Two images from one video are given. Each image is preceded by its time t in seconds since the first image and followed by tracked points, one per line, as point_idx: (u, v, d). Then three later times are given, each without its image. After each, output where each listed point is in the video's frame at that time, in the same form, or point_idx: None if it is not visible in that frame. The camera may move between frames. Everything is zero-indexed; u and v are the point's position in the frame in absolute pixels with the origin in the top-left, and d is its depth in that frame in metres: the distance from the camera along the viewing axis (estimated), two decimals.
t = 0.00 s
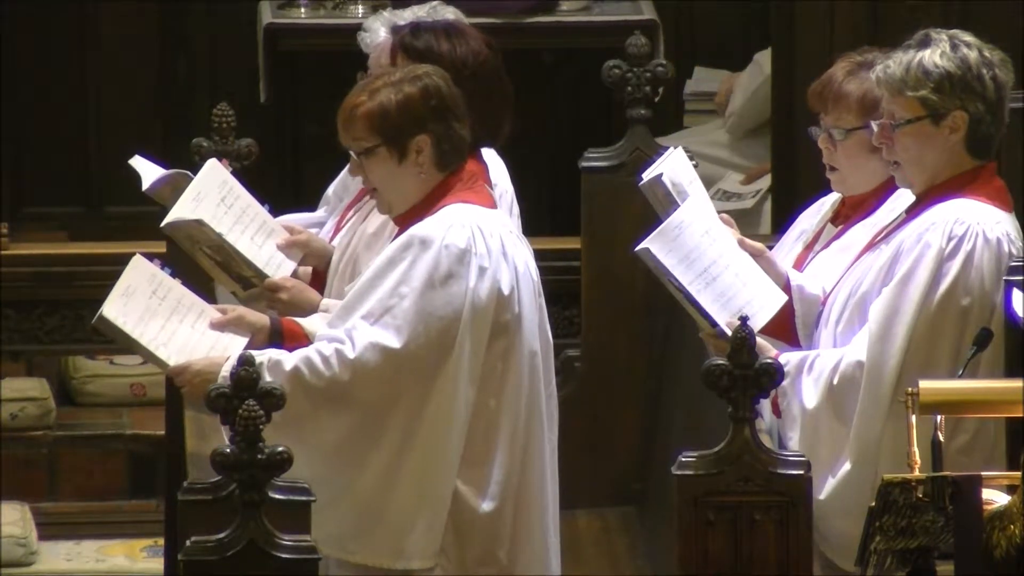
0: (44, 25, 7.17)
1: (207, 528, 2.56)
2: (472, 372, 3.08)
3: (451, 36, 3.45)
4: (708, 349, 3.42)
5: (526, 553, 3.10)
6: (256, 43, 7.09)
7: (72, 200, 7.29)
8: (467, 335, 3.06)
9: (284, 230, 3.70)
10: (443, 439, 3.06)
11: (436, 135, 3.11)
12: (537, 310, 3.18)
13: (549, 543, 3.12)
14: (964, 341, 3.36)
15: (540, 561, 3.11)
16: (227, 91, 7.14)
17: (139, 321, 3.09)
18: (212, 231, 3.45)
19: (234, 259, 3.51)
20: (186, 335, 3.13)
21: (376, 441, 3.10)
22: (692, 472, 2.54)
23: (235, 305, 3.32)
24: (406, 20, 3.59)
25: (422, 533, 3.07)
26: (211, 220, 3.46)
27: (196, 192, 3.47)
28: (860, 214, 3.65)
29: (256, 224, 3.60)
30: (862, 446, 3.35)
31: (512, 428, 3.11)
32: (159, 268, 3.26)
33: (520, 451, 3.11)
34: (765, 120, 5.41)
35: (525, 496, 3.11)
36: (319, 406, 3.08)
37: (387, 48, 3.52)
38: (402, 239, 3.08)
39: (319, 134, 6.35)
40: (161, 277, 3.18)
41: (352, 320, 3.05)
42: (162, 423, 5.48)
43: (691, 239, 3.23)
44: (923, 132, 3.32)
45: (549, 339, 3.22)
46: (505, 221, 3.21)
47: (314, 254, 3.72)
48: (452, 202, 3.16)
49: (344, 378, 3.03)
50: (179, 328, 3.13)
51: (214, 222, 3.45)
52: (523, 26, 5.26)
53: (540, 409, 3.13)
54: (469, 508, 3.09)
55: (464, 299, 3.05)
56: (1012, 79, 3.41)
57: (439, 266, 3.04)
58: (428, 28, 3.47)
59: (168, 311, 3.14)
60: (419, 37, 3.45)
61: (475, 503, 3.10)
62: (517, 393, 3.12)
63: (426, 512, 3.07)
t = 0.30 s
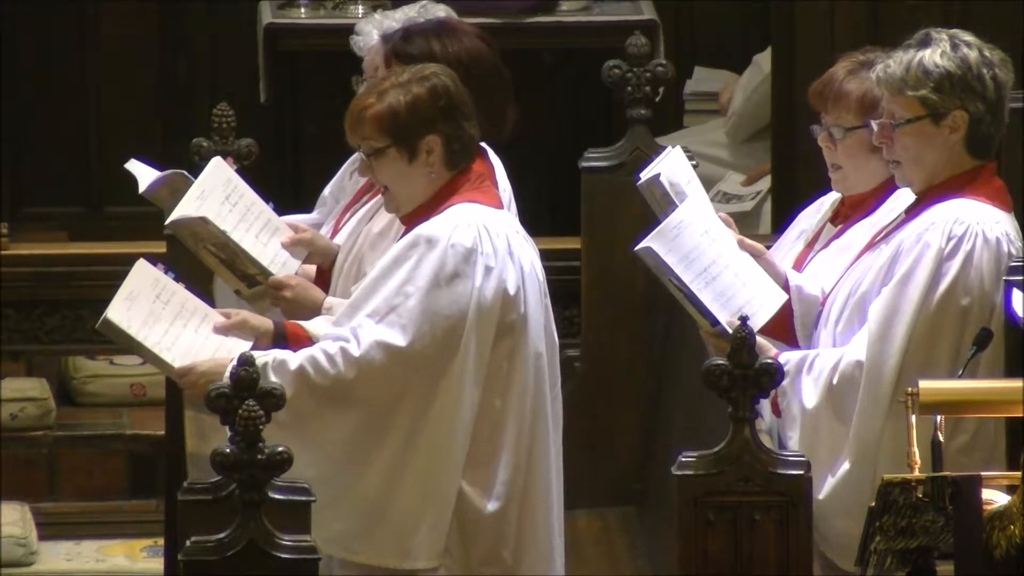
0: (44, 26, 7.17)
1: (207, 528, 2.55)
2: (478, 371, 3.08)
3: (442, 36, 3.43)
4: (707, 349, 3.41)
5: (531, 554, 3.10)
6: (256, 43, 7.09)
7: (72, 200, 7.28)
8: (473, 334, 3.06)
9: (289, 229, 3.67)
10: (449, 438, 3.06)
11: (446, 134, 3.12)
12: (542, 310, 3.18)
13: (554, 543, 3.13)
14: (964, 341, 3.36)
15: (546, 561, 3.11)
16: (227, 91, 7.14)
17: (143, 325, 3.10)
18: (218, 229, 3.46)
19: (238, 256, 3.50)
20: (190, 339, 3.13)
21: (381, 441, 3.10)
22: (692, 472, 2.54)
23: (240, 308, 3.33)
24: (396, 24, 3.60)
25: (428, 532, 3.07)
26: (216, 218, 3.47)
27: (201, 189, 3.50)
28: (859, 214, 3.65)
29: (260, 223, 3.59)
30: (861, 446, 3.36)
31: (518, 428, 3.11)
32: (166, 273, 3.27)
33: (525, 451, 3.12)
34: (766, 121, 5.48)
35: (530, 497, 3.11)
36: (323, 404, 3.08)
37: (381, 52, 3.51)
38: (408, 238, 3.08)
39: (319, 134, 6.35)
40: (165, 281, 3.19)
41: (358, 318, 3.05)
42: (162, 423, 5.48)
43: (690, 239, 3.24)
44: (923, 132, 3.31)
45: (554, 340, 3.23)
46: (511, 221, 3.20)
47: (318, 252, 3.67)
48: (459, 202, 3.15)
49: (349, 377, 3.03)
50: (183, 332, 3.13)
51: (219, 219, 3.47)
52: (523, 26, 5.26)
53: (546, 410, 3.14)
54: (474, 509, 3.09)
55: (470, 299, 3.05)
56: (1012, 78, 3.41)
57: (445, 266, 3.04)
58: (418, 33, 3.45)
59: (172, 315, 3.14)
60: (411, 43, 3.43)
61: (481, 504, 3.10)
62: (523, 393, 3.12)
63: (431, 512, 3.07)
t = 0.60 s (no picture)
0: (44, 25, 7.17)
1: (204, 527, 2.52)
2: (481, 371, 3.08)
3: (432, 37, 3.43)
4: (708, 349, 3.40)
5: (531, 554, 3.10)
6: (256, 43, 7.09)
7: (73, 200, 7.28)
8: (476, 334, 3.06)
9: (293, 227, 3.67)
10: (451, 438, 3.06)
11: (455, 129, 3.12)
12: (545, 311, 3.19)
13: (555, 544, 3.13)
14: (963, 341, 3.35)
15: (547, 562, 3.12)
16: (228, 90, 7.14)
17: (149, 315, 3.08)
18: (220, 226, 3.47)
19: (241, 255, 3.52)
20: (194, 331, 3.12)
21: (382, 439, 3.10)
22: (692, 472, 2.54)
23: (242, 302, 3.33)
24: (396, 25, 3.60)
25: (428, 530, 3.07)
26: (220, 216, 3.48)
27: (203, 187, 3.50)
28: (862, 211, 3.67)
29: (264, 221, 3.60)
30: (862, 446, 3.35)
31: (521, 428, 3.11)
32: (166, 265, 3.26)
33: (527, 451, 3.12)
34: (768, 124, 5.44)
35: (531, 497, 3.12)
36: (326, 400, 3.06)
37: (376, 60, 3.51)
38: (413, 235, 3.08)
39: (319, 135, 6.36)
40: (168, 274, 3.17)
41: (361, 314, 3.04)
42: (162, 423, 5.49)
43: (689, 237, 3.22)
44: (925, 132, 3.32)
45: (557, 340, 3.23)
46: (515, 221, 3.21)
47: (321, 250, 3.64)
48: (463, 202, 3.16)
49: (352, 372, 3.02)
50: (186, 324, 3.12)
51: (221, 217, 3.47)
52: (523, 26, 5.27)
53: (548, 411, 3.14)
54: (475, 509, 3.09)
55: (475, 298, 3.05)
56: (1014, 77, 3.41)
57: (451, 264, 3.04)
58: (409, 38, 3.44)
59: (175, 306, 3.13)
60: (403, 49, 3.43)
61: (482, 503, 3.09)
62: (526, 394, 3.12)
63: (432, 510, 3.07)
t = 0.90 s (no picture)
0: (44, 25, 7.17)
1: (204, 528, 2.51)
2: (482, 371, 3.08)
3: (437, 39, 3.44)
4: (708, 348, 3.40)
5: (531, 553, 3.11)
6: (256, 43, 7.08)
7: (72, 200, 7.28)
8: (477, 334, 3.06)
9: (286, 211, 3.68)
10: (451, 437, 3.06)
11: (455, 130, 3.12)
12: (546, 310, 3.19)
13: (554, 544, 3.13)
14: (964, 341, 3.35)
15: (547, 562, 3.12)
16: (227, 90, 7.14)
17: (148, 314, 3.08)
18: (211, 208, 3.45)
19: (232, 237, 3.48)
20: (193, 329, 3.12)
21: (383, 439, 3.10)
22: (692, 472, 2.54)
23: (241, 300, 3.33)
24: (400, 24, 3.56)
25: (428, 530, 3.07)
26: (211, 198, 3.46)
27: (198, 168, 3.48)
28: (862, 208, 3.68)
29: (258, 203, 3.58)
30: (863, 444, 3.35)
31: (521, 429, 3.11)
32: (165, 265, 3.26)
33: (527, 451, 3.12)
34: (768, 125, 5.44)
35: (531, 497, 3.12)
36: (327, 400, 3.06)
37: (378, 60, 3.52)
38: (414, 235, 3.08)
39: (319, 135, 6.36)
40: (167, 272, 3.18)
41: (362, 314, 3.04)
42: (162, 423, 5.48)
43: (692, 236, 3.22)
44: (933, 130, 3.32)
45: (557, 340, 3.23)
46: (516, 221, 3.21)
47: (313, 236, 3.66)
48: (464, 202, 3.16)
49: (353, 372, 3.02)
50: (186, 322, 3.12)
51: (213, 199, 3.45)
52: (523, 26, 5.27)
53: (548, 411, 3.14)
54: (475, 509, 3.09)
55: (476, 298, 3.05)
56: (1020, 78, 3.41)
57: (452, 264, 3.04)
58: (413, 37, 3.45)
59: (174, 305, 3.13)
60: (405, 48, 3.44)
61: (482, 503, 3.09)
62: (526, 394, 3.12)
63: (433, 510, 3.07)
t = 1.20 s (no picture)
0: (45, 25, 7.17)
1: (207, 528, 2.52)
2: (478, 371, 3.08)
3: (449, 36, 3.42)
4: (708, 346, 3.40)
5: (527, 553, 3.11)
6: (256, 44, 7.10)
7: (73, 200, 7.29)
8: (473, 335, 3.06)
9: (282, 212, 3.67)
10: (447, 438, 3.07)
11: (453, 129, 3.12)
12: (542, 310, 3.19)
13: (551, 544, 3.14)
14: (964, 341, 3.35)
15: (544, 562, 3.12)
16: (228, 91, 7.15)
17: (144, 314, 3.08)
18: (207, 210, 3.39)
19: (227, 238, 3.44)
20: (190, 328, 3.12)
21: (379, 440, 3.10)
22: (691, 472, 2.54)
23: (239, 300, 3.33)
24: (402, 23, 3.61)
25: (424, 529, 3.08)
26: (207, 199, 3.40)
27: (194, 167, 3.42)
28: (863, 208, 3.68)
29: (254, 203, 3.54)
30: (864, 443, 3.36)
31: (517, 429, 3.11)
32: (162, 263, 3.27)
33: (524, 451, 3.12)
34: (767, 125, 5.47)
35: (528, 497, 3.12)
36: (324, 400, 3.06)
37: (387, 52, 3.49)
38: (410, 235, 3.08)
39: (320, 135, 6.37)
40: (164, 271, 3.19)
41: (358, 314, 3.04)
42: (161, 422, 5.48)
43: (696, 232, 3.22)
44: (936, 130, 3.31)
45: (554, 340, 3.23)
46: (513, 221, 3.20)
47: (310, 236, 3.69)
48: (461, 202, 3.15)
49: (350, 373, 3.02)
50: (183, 321, 3.12)
51: (208, 200, 3.40)
52: (523, 26, 5.28)
53: (544, 411, 3.14)
54: (472, 509, 3.09)
55: (472, 298, 3.05)
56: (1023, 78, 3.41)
57: (448, 264, 3.04)
58: (426, 32, 3.43)
59: (171, 304, 3.13)
60: (418, 41, 3.42)
61: (478, 503, 3.10)
62: (522, 394, 3.12)
63: (429, 510, 3.08)
